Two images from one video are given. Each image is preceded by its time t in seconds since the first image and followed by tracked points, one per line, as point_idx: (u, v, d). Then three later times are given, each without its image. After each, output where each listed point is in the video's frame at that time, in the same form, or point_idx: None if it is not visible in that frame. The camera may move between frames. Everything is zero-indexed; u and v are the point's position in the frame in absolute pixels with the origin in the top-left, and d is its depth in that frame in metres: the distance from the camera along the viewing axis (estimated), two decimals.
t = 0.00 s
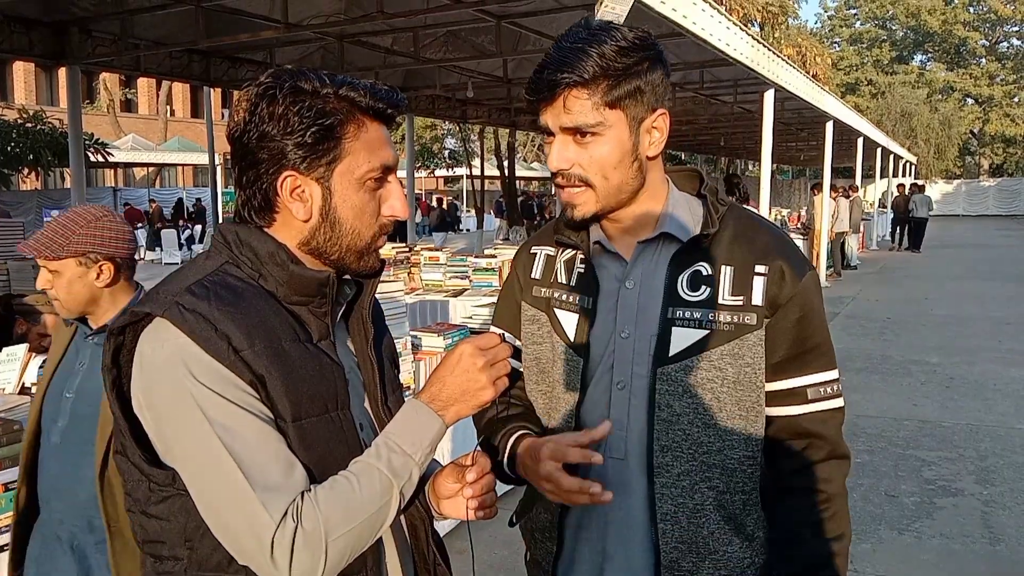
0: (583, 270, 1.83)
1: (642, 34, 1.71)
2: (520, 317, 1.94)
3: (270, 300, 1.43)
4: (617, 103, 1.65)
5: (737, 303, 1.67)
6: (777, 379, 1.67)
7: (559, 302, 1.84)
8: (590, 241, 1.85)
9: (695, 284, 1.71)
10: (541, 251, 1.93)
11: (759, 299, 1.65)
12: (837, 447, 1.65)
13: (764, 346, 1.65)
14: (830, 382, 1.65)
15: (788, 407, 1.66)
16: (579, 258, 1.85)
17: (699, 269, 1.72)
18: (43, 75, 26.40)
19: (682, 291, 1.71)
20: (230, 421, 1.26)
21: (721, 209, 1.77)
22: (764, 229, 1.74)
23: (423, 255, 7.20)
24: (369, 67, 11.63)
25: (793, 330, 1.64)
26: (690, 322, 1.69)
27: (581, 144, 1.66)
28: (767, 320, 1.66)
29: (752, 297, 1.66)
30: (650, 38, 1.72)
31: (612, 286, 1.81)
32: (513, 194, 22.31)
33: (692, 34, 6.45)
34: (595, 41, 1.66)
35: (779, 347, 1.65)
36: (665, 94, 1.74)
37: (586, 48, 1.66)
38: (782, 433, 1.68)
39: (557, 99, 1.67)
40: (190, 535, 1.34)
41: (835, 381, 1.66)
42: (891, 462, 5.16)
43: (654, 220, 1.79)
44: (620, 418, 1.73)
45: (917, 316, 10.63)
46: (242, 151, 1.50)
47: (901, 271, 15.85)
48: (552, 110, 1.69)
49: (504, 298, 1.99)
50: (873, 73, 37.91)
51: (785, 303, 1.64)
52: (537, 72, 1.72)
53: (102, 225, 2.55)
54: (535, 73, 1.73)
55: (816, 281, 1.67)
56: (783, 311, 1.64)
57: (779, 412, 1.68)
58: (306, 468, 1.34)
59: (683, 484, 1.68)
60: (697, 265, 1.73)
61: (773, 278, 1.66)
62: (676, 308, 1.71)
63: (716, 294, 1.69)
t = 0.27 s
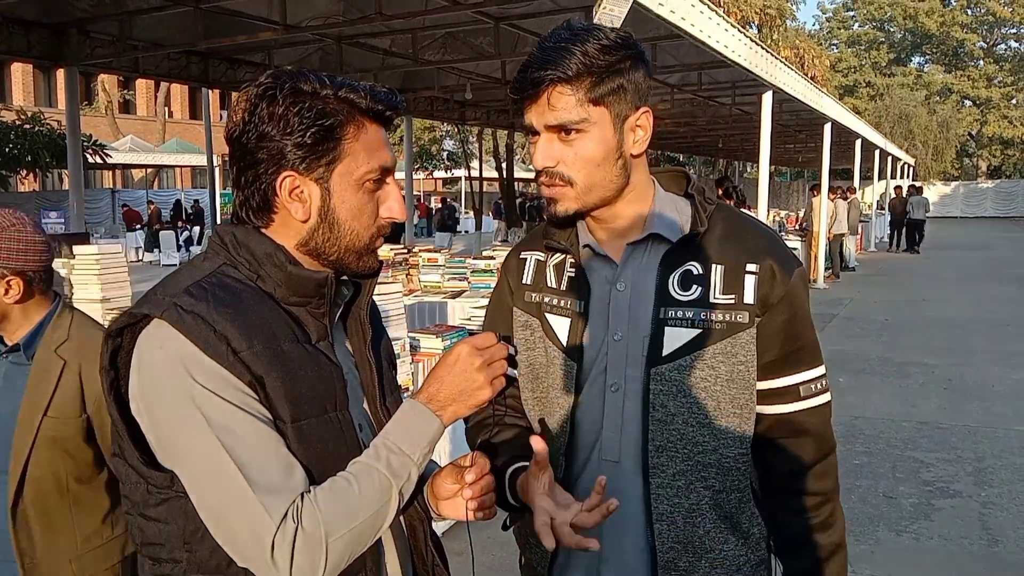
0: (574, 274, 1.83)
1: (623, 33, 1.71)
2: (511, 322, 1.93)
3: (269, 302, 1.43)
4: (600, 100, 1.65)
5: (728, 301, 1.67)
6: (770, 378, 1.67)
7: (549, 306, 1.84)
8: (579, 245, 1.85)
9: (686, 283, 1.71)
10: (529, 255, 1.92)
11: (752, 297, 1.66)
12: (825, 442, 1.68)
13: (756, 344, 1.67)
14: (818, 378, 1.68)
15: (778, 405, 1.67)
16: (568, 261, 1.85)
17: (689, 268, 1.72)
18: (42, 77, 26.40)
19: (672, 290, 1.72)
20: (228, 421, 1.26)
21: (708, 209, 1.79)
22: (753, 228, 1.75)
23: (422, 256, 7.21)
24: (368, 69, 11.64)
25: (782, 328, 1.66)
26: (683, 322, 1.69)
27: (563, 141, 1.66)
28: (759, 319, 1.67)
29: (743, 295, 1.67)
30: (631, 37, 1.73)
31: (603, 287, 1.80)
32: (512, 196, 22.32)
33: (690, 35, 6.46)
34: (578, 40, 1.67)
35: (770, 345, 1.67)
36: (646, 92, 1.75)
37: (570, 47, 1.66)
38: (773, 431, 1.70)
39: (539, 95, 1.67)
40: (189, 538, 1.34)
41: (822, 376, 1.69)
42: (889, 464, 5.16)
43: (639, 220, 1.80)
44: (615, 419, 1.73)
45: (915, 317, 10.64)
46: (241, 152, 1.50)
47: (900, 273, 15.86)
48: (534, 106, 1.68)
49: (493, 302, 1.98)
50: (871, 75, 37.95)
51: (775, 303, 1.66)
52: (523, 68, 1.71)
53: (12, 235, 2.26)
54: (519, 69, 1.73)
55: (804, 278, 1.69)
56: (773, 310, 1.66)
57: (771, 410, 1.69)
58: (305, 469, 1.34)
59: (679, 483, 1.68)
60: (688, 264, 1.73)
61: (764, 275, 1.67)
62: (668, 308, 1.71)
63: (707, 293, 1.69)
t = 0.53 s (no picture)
0: (569, 274, 1.82)
1: (621, 31, 1.72)
2: (504, 323, 1.91)
3: (269, 301, 1.43)
4: (600, 98, 1.65)
5: (727, 297, 1.68)
6: (768, 373, 1.69)
7: (545, 307, 1.83)
8: (575, 245, 1.84)
9: (684, 281, 1.72)
10: (522, 257, 1.90)
11: (749, 293, 1.68)
12: (819, 436, 1.71)
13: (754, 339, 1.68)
14: (812, 374, 1.71)
15: (776, 400, 1.69)
16: (564, 261, 1.84)
17: (687, 266, 1.72)
18: (42, 75, 26.39)
19: (670, 288, 1.72)
20: (229, 420, 1.26)
21: (704, 207, 1.79)
22: (748, 226, 1.77)
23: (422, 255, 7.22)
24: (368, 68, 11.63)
25: (777, 325, 1.69)
26: (682, 319, 1.69)
27: (564, 138, 1.66)
28: (756, 315, 1.68)
29: (741, 291, 1.68)
30: (629, 36, 1.73)
31: (600, 287, 1.80)
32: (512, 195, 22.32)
33: (690, 35, 6.46)
34: (578, 38, 1.67)
35: (767, 342, 1.69)
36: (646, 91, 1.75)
37: (569, 44, 1.66)
38: (766, 426, 1.71)
39: (540, 93, 1.67)
40: (189, 538, 1.34)
41: (815, 373, 1.72)
42: (889, 463, 5.17)
43: (636, 218, 1.80)
44: (615, 417, 1.73)
45: (914, 317, 10.64)
46: (241, 151, 1.50)
47: (900, 273, 15.86)
48: (534, 103, 1.68)
49: (484, 304, 1.96)
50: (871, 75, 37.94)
51: (770, 299, 1.68)
52: (521, 66, 1.71)
53: None
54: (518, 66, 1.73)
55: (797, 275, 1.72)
56: (768, 308, 1.68)
57: (768, 406, 1.70)
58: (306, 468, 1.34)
59: (681, 481, 1.68)
60: (685, 262, 1.73)
61: (761, 272, 1.69)
62: (667, 306, 1.71)
63: (706, 290, 1.69)
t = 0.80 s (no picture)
0: (568, 274, 1.82)
1: (621, 31, 1.71)
2: (506, 323, 1.92)
3: (271, 302, 1.43)
4: (601, 97, 1.65)
5: (721, 297, 1.67)
6: (762, 374, 1.68)
7: (544, 307, 1.83)
8: (573, 244, 1.84)
9: (680, 281, 1.71)
10: (524, 257, 1.91)
11: (743, 293, 1.66)
12: (817, 439, 1.67)
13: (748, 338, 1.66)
14: (811, 375, 1.68)
15: (771, 401, 1.67)
16: (563, 261, 1.84)
17: (683, 265, 1.72)
18: (43, 76, 26.41)
19: (666, 287, 1.71)
20: (228, 422, 1.26)
21: (701, 207, 1.78)
22: (746, 225, 1.76)
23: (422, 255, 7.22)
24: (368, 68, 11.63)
25: (773, 324, 1.67)
26: (677, 319, 1.68)
27: (564, 137, 1.65)
28: (750, 315, 1.67)
29: (735, 291, 1.66)
30: (628, 36, 1.73)
31: (599, 287, 1.80)
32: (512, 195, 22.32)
33: (692, 35, 6.46)
34: (577, 37, 1.66)
35: (763, 341, 1.67)
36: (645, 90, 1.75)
37: (569, 43, 1.66)
38: (764, 427, 1.70)
39: (540, 91, 1.66)
40: (191, 539, 1.33)
41: (815, 374, 1.69)
42: (890, 464, 5.16)
43: (635, 219, 1.80)
44: (611, 417, 1.72)
45: (915, 318, 10.62)
46: (244, 151, 1.49)
47: (900, 273, 15.85)
48: (535, 100, 1.67)
49: (486, 303, 1.97)
50: (871, 75, 37.93)
51: (767, 299, 1.66)
52: (522, 65, 1.71)
53: None
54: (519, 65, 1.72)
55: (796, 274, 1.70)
56: (764, 307, 1.66)
57: (762, 406, 1.69)
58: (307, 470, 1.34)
59: (676, 481, 1.67)
60: (681, 262, 1.72)
61: (756, 270, 1.67)
62: (662, 305, 1.70)
63: (702, 290, 1.68)
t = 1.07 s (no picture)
0: (568, 276, 1.83)
1: (606, 39, 1.71)
2: (507, 325, 1.93)
3: (272, 303, 1.43)
4: (590, 110, 1.65)
5: (720, 298, 1.67)
6: (761, 374, 1.67)
7: (544, 310, 1.83)
8: (572, 248, 1.84)
9: (678, 282, 1.71)
10: (525, 259, 1.92)
11: (741, 294, 1.66)
12: (815, 439, 1.67)
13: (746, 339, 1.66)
14: (809, 375, 1.67)
15: (767, 401, 1.67)
16: (562, 264, 1.84)
17: (681, 266, 1.71)
18: (45, 77, 26.45)
19: (665, 289, 1.71)
20: (228, 424, 1.26)
21: (699, 207, 1.78)
22: (744, 226, 1.75)
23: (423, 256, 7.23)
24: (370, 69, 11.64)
25: (771, 325, 1.66)
26: (676, 321, 1.68)
27: (555, 152, 1.66)
28: (748, 316, 1.66)
29: (733, 292, 1.66)
30: (615, 42, 1.73)
31: (597, 289, 1.80)
32: (513, 196, 22.33)
33: (693, 36, 6.47)
34: (562, 48, 1.66)
35: (761, 342, 1.67)
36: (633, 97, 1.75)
37: (555, 55, 1.65)
38: (761, 426, 1.69)
39: (529, 107, 1.66)
40: (192, 540, 1.33)
41: (814, 374, 1.68)
42: (891, 466, 5.15)
43: (633, 221, 1.80)
44: (611, 419, 1.72)
45: (916, 319, 10.62)
46: (244, 152, 1.50)
47: (901, 275, 15.84)
48: (523, 117, 1.68)
49: (491, 306, 1.99)
50: (872, 76, 37.93)
51: (763, 299, 1.66)
52: (508, 79, 1.71)
53: None
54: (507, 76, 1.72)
55: (795, 274, 1.70)
56: (762, 307, 1.66)
57: (761, 407, 1.68)
58: (308, 472, 1.34)
59: (675, 482, 1.68)
60: (680, 263, 1.72)
61: (754, 271, 1.67)
62: (660, 307, 1.70)
63: (700, 291, 1.68)
